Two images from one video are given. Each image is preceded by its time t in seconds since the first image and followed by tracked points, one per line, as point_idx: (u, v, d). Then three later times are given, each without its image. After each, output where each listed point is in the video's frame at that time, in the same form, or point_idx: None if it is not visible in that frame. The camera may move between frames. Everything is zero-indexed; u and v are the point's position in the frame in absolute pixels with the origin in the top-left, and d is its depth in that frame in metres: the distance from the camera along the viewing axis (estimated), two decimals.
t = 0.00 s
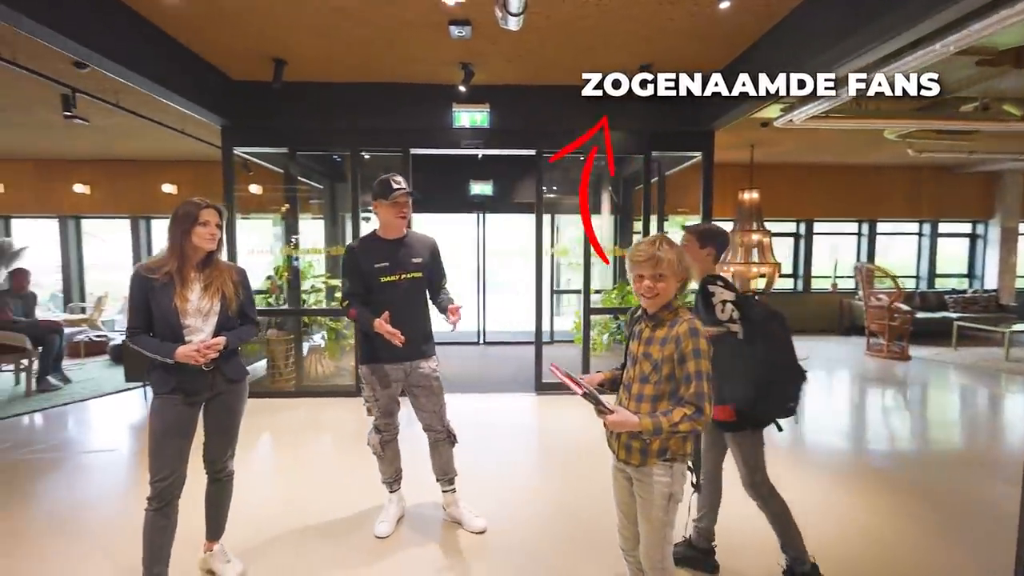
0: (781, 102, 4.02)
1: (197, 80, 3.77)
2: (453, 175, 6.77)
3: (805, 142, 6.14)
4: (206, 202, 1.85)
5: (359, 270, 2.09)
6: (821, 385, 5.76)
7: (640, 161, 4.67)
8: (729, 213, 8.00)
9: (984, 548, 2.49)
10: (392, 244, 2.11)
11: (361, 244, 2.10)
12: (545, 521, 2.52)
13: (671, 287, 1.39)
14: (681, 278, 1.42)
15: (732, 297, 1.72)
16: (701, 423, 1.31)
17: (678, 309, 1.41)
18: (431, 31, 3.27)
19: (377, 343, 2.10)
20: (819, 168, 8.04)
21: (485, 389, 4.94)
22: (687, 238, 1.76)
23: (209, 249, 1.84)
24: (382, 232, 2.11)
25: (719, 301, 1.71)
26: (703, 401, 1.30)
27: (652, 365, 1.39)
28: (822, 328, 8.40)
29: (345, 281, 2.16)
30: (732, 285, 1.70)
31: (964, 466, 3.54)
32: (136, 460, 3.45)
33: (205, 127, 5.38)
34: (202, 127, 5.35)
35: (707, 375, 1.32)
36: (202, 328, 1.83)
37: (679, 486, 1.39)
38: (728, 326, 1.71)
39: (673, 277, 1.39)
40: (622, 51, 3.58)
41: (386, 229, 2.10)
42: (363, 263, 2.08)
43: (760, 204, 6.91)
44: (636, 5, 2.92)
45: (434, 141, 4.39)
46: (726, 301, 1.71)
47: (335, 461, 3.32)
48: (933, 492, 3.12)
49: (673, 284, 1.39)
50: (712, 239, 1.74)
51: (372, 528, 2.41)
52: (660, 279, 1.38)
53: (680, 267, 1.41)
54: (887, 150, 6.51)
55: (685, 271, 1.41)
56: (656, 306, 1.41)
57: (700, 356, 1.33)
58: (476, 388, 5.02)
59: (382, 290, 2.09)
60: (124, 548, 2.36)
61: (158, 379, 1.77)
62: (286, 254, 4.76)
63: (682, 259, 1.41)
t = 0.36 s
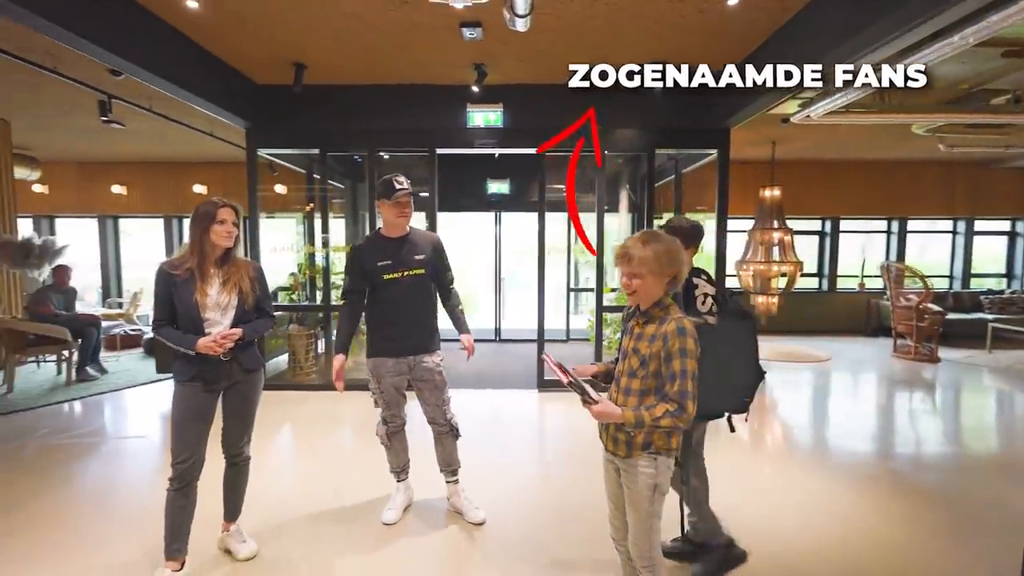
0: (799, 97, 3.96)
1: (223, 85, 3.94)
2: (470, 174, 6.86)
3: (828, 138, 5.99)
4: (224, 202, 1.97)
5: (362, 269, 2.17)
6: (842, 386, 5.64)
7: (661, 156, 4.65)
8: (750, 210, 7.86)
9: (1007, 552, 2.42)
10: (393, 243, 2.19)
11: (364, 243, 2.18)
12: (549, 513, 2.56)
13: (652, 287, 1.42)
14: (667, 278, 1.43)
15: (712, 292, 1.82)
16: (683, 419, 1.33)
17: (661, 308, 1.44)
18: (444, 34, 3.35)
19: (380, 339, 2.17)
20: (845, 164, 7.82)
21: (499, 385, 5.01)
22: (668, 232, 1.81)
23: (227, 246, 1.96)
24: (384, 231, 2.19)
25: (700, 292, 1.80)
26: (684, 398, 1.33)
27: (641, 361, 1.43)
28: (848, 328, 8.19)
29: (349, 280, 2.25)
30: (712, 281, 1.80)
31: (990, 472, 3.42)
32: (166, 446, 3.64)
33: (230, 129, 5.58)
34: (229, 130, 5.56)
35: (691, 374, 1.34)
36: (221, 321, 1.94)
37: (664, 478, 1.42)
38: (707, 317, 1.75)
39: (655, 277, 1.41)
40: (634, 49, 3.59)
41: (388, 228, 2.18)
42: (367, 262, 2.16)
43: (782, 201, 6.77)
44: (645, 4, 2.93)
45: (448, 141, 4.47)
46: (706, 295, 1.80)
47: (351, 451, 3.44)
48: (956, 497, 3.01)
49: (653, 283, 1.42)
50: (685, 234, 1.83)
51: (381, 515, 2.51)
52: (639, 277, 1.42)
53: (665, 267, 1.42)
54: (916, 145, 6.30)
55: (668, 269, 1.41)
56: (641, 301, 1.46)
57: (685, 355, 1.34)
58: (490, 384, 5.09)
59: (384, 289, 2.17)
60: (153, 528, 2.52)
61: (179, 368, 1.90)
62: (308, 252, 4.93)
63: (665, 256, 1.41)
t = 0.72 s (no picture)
0: (810, 93, 3.93)
1: (243, 86, 4.07)
2: (482, 171, 6.93)
3: (844, 134, 5.91)
4: (239, 200, 2.07)
5: (373, 267, 2.24)
6: (858, 385, 5.58)
7: (674, 153, 4.72)
8: (764, 207, 7.80)
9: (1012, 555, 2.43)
10: (402, 239, 2.26)
11: (376, 240, 2.26)
12: (553, 504, 2.63)
13: (624, 281, 1.50)
14: (639, 274, 1.48)
15: (699, 294, 1.86)
16: (660, 411, 1.37)
17: (640, 302, 1.50)
18: (454, 35, 3.41)
19: (389, 333, 2.25)
20: (863, 160, 7.69)
21: (509, 380, 5.07)
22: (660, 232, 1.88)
23: (243, 242, 2.06)
24: (393, 227, 2.27)
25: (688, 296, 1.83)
26: (660, 392, 1.37)
27: (625, 353, 1.48)
28: (864, 326, 8.08)
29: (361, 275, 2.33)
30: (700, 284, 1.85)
31: (1003, 473, 3.37)
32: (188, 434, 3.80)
33: (247, 128, 5.71)
34: (247, 129, 5.72)
35: (667, 368, 1.37)
36: (239, 313, 2.04)
37: (649, 467, 1.47)
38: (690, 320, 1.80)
39: (629, 273, 1.48)
40: (643, 47, 3.61)
41: (396, 224, 2.26)
42: (377, 258, 2.24)
43: (796, 198, 6.71)
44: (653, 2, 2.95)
45: (460, 139, 4.55)
46: (693, 296, 1.84)
47: (363, 442, 3.56)
48: (965, 498, 3.00)
49: (625, 276, 1.50)
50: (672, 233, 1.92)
51: (391, 501, 2.62)
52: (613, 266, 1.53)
53: (635, 264, 1.48)
54: (937, 140, 6.16)
55: (639, 263, 1.47)
56: (628, 294, 1.55)
57: (661, 349, 1.38)
58: (500, 379, 5.16)
59: (393, 285, 2.24)
60: (178, 510, 2.67)
61: (200, 357, 2.01)
62: (323, 249, 5.08)
63: (636, 251, 1.47)
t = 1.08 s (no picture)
0: (819, 90, 3.94)
1: (261, 86, 4.20)
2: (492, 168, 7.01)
3: (856, 130, 5.88)
4: (259, 196, 2.16)
5: (387, 260, 2.33)
6: (867, 382, 5.57)
7: (684, 149, 4.78)
8: (775, 204, 7.77)
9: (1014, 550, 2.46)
10: (415, 234, 2.35)
11: (391, 234, 2.35)
12: (559, 492, 2.72)
13: (628, 271, 1.57)
14: (643, 266, 1.55)
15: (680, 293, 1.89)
16: (654, 398, 1.45)
17: (638, 294, 1.57)
18: (465, 35, 3.49)
19: (403, 324, 2.34)
20: (877, 156, 7.61)
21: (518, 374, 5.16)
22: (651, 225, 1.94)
23: (263, 237, 2.16)
24: (406, 222, 2.36)
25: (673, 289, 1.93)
26: (654, 379, 1.45)
27: (623, 343, 1.55)
28: (877, 324, 8.02)
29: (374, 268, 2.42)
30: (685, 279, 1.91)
31: (1011, 471, 3.37)
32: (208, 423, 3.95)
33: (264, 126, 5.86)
34: (264, 127, 5.86)
35: (659, 357, 1.44)
36: (261, 304, 2.15)
37: (647, 451, 1.54)
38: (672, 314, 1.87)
39: (634, 263, 1.56)
40: (651, 45, 3.65)
41: (410, 219, 2.35)
42: (391, 251, 2.33)
43: (808, 195, 6.68)
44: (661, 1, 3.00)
45: (471, 137, 4.64)
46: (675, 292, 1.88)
47: (376, 431, 3.68)
48: (967, 495, 3.02)
49: (629, 267, 1.58)
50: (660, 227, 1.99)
51: (402, 486, 2.73)
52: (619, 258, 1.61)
53: (640, 254, 1.55)
54: (952, 136, 6.09)
55: (643, 255, 1.55)
56: (630, 286, 1.62)
57: (653, 340, 1.45)
58: (508, 373, 5.26)
59: (406, 277, 2.34)
60: (203, 491, 2.81)
61: (225, 346, 2.13)
62: (338, 245, 5.22)
63: (643, 244, 1.56)
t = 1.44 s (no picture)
0: (821, 84, 3.99)
1: (271, 80, 4.27)
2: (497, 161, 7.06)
3: (859, 123, 5.90)
4: (274, 188, 2.23)
5: (397, 251, 2.42)
6: (866, 373, 5.66)
7: (687, 143, 4.88)
8: (778, 196, 7.80)
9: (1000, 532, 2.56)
10: (425, 225, 2.44)
11: (401, 225, 2.43)
12: (562, 476, 2.83)
13: (638, 262, 1.65)
14: (653, 254, 1.63)
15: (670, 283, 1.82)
16: (662, 380, 1.54)
17: (642, 284, 1.66)
18: (472, 31, 3.55)
19: (415, 312, 2.43)
20: (881, 149, 7.62)
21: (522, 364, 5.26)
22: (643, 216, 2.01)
23: (278, 227, 2.24)
24: (417, 213, 2.45)
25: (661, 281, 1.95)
26: (663, 362, 1.54)
27: (628, 330, 1.63)
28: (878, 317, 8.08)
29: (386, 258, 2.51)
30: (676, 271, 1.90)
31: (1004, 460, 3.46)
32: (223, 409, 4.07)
33: (272, 119, 5.93)
34: (272, 120, 5.94)
35: (668, 341, 1.54)
36: (278, 292, 2.24)
37: (651, 431, 1.64)
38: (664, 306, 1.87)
39: (643, 254, 1.64)
40: (654, 39, 3.70)
41: (420, 211, 2.44)
42: (402, 241, 2.42)
43: (811, 187, 6.72)
44: None
45: (477, 131, 4.71)
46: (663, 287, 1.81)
47: (385, 418, 3.81)
48: (959, 481, 3.12)
49: (641, 257, 1.64)
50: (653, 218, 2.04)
51: (412, 467, 2.85)
52: (630, 248, 1.66)
53: (650, 246, 1.63)
54: (955, 129, 6.10)
55: (655, 246, 1.63)
56: (632, 274, 1.70)
57: (663, 325, 1.54)
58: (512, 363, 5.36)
59: (416, 267, 2.43)
60: (220, 473, 2.93)
61: (245, 332, 2.22)
62: (345, 237, 5.31)
63: (656, 235, 1.63)
